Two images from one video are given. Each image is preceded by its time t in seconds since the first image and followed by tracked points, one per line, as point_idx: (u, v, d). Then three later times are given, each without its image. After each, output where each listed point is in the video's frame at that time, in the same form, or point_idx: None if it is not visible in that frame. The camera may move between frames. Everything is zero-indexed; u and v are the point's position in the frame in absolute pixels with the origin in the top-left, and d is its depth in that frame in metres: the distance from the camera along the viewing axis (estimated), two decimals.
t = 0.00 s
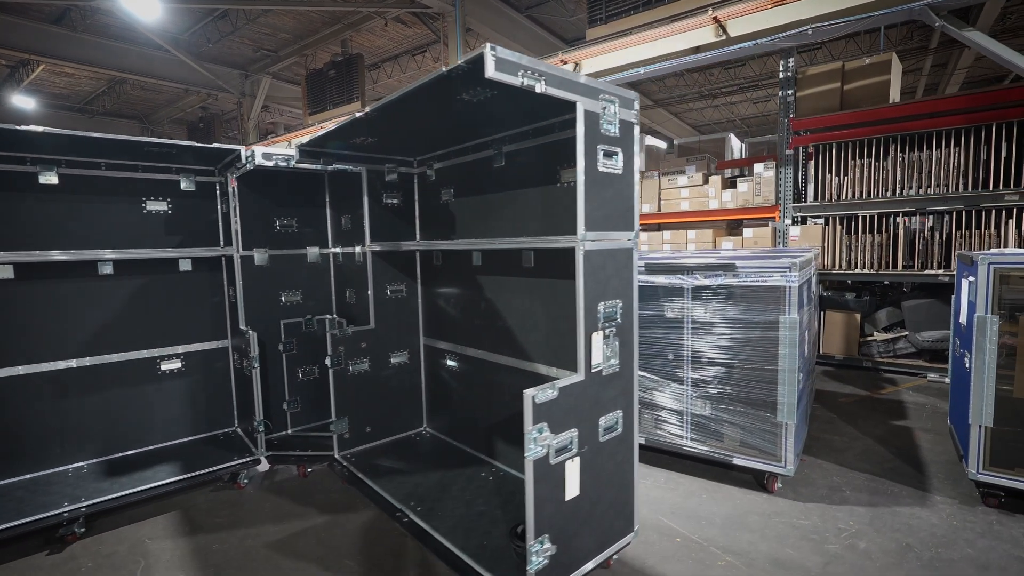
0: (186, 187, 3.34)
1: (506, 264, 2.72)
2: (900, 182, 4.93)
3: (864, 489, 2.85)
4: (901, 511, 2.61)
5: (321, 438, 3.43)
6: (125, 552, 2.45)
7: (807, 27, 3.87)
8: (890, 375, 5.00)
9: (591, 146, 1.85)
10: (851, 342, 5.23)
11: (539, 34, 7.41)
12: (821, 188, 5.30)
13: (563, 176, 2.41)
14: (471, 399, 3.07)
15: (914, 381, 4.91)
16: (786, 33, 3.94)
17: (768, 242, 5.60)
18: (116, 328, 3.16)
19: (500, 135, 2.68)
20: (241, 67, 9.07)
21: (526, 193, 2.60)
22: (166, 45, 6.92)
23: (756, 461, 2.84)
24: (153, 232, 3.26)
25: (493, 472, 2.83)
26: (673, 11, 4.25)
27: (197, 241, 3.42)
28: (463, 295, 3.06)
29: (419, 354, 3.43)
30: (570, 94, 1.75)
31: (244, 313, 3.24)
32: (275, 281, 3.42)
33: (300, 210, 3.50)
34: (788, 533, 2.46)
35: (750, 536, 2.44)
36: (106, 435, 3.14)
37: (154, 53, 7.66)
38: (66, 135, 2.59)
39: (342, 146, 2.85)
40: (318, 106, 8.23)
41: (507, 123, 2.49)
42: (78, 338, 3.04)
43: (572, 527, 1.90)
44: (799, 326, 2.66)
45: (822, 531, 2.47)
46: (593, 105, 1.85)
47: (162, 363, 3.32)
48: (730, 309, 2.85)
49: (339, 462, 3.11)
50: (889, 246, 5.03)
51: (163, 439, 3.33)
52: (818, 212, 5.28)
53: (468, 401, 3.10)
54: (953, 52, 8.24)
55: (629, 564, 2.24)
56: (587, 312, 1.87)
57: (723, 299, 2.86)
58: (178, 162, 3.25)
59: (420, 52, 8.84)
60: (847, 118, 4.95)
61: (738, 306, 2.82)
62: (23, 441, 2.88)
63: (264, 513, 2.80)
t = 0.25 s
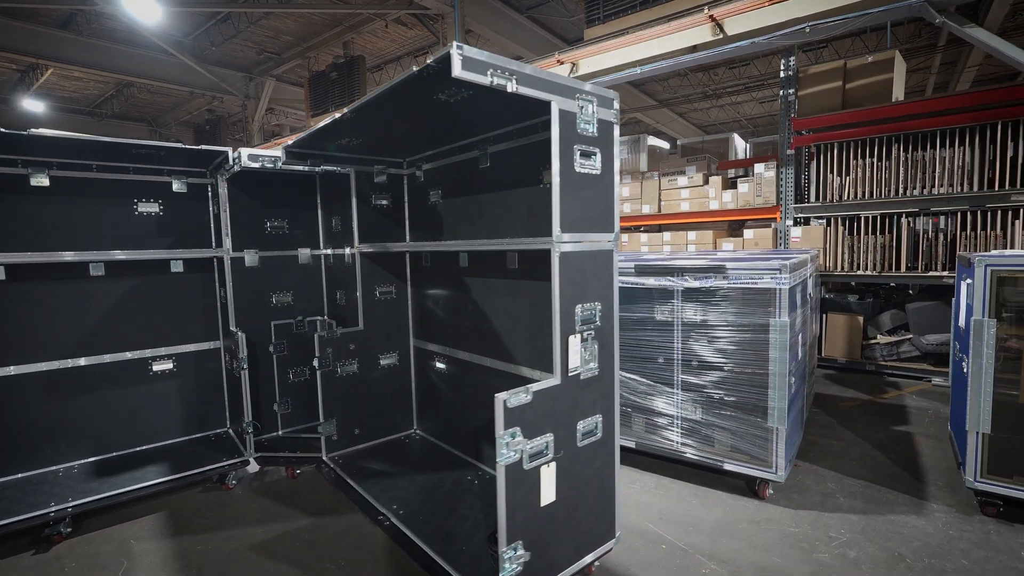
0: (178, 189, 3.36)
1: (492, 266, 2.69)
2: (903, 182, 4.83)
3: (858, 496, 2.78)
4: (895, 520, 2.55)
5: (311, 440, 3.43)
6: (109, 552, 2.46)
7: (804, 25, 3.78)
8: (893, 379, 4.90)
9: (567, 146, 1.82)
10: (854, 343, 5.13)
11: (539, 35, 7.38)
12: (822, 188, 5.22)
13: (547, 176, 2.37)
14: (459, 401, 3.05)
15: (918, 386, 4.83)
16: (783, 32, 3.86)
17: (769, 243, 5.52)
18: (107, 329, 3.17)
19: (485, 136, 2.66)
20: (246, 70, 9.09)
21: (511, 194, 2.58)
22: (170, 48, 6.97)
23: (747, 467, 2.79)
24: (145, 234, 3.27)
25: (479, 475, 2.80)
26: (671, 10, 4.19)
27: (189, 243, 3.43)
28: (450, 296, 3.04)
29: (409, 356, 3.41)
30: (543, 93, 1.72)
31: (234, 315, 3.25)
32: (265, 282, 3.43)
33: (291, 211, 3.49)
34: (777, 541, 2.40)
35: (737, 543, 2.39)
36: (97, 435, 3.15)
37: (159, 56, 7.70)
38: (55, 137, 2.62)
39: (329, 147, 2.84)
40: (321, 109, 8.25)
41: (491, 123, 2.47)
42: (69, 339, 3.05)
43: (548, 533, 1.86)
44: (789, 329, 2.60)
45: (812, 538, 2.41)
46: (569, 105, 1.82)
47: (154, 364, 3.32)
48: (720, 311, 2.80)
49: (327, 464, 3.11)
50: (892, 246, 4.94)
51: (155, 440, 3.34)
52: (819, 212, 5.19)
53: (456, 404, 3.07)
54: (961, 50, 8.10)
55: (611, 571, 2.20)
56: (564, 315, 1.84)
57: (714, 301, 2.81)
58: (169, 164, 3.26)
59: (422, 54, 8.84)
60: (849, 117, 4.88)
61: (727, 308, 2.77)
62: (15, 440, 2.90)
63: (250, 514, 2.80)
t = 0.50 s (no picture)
0: (192, 191, 3.45)
1: (494, 267, 2.67)
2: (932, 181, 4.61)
3: (874, 508, 2.67)
4: (912, 535, 2.43)
5: (319, 438, 3.47)
6: (120, 543, 2.54)
7: (825, 19, 3.58)
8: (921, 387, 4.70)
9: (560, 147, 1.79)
10: (879, 351, 4.95)
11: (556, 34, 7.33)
12: (845, 188, 5.04)
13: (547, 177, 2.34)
14: (462, 402, 3.05)
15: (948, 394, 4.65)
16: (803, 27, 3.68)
17: (789, 244, 5.37)
18: (125, 327, 3.27)
19: (486, 136, 2.64)
20: (269, 74, 9.17)
21: (511, 195, 2.55)
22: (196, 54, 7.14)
23: (756, 476, 2.71)
24: (161, 235, 3.38)
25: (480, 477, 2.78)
26: (688, 5, 4.09)
27: (204, 243, 3.52)
28: (454, 298, 3.04)
29: (415, 356, 3.42)
30: (533, 94, 1.71)
31: (245, 315, 3.32)
32: (276, 283, 3.50)
33: (301, 212, 3.55)
34: (783, 554, 2.32)
35: (740, 554, 2.32)
36: (115, 429, 3.26)
37: (186, 61, 7.90)
38: (74, 141, 2.74)
39: (334, 149, 2.87)
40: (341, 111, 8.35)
41: (491, 124, 2.45)
42: (89, 336, 3.17)
43: (539, 539, 1.84)
44: (799, 335, 2.51)
45: (820, 552, 2.32)
46: (562, 105, 1.79)
47: (169, 361, 3.42)
48: (727, 315, 2.73)
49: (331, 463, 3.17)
50: (920, 248, 4.74)
51: (170, 435, 3.44)
52: (842, 212, 5.02)
53: (459, 405, 3.07)
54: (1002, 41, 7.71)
55: None
56: (555, 318, 1.82)
57: (721, 304, 2.74)
58: (184, 167, 3.35)
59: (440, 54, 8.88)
60: (873, 114, 4.71)
61: (734, 312, 2.69)
62: (39, 432, 3.03)
63: (257, 510, 2.85)
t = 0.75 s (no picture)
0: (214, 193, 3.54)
1: (504, 268, 2.64)
2: (971, 179, 4.37)
3: (901, 523, 2.54)
4: (941, 553, 2.30)
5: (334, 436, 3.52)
6: (140, 535, 2.62)
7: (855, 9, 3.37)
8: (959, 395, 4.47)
9: (563, 146, 1.76)
10: (913, 356, 4.76)
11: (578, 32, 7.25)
12: (877, 185, 4.83)
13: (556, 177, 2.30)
14: (473, 403, 3.04)
15: (988, 402, 4.42)
16: (831, 18, 3.48)
17: (816, 245, 5.18)
18: (150, 325, 3.38)
19: (497, 136, 2.62)
20: (296, 78, 9.35)
21: (520, 195, 2.52)
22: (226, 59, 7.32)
23: (774, 485, 2.62)
24: (184, 236, 3.48)
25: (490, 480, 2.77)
26: None
27: (225, 244, 3.61)
28: (466, 299, 3.04)
29: (429, 357, 3.43)
30: (535, 93, 1.68)
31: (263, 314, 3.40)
32: (293, 283, 3.59)
33: (319, 214, 3.62)
34: (800, 568, 2.23)
35: (755, 567, 2.24)
36: (140, 424, 3.37)
37: (217, 67, 8.10)
38: (104, 146, 2.88)
39: (348, 151, 2.90)
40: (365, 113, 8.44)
41: (500, 124, 2.43)
42: (116, 334, 3.29)
43: (542, 545, 1.81)
44: (819, 340, 2.40)
45: (841, 567, 2.22)
46: (566, 104, 1.76)
47: (192, 358, 3.52)
48: (745, 318, 2.64)
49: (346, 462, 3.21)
50: (957, 249, 4.50)
51: (192, 430, 3.54)
52: (873, 211, 4.82)
53: (471, 406, 3.06)
54: None
55: None
56: (558, 321, 1.78)
57: (738, 307, 2.65)
58: (206, 169, 3.44)
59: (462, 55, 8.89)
60: (906, 109, 4.52)
61: (751, 315, 2.61)
62: (70, 425, 3.16)
63: (271, 506, 2.90)
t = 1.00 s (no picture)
0: (231, 192, 3.59)
1: (513, 268, 2.60)
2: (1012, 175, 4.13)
3: (929, 538, 2.40)
4: (973, 572, 2.17)
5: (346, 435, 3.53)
6: (154, 528, 2.67)
7: None
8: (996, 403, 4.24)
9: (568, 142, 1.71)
10: (947, 361, 4.54)
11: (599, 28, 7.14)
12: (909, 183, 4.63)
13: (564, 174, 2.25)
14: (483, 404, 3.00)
15: None
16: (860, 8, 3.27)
17: (844, 244, 4.98)
18: (168, 322, 3.45)
19: (506, 134, 2.57)
20: (319, 79, 9.47)
21: (527, 193, 2.47)
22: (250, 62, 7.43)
23: (793, 495, 2.51)
24: (202, 234, 3.54)
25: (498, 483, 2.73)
26: None
27: (242, 243, 3.66)
28: (476, 298, 3.00)
29: (440, 356, 3.41)
30: (537, 87, 1.63)
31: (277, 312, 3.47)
32: (308, 282, 3.66)
33: (334, 213, 3.65)
34: None
35: None
36: (159, 419, 3.45)
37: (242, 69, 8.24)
38: (125, 148, 2.96)
39: (359, 150, 2.89)
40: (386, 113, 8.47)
41: (509, 121, 2.39)
42: (136, 330, 3.36)
43: (544, 552, 1.76)
44: (841, 344, 2.29)
45: None
46: (571, 98, 1.71)
47: (209, 355, 3.58)
48: (763, 320, 2.54)
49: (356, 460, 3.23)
50: (996, 249, 4.27)
51: (209, 426, 3.60)
52: (905, 209, 4.60)
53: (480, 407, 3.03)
54: None
55: None
56: (562, 322, 1.73)
57: (756, 309, 2.55)
58: (224, 168, 3.49)
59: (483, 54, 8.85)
60: (941, 102, 4.31)
61: (770, 317, 2.50)
62: (92, 418, 3.25)
63: (281, 502, 2.92)
